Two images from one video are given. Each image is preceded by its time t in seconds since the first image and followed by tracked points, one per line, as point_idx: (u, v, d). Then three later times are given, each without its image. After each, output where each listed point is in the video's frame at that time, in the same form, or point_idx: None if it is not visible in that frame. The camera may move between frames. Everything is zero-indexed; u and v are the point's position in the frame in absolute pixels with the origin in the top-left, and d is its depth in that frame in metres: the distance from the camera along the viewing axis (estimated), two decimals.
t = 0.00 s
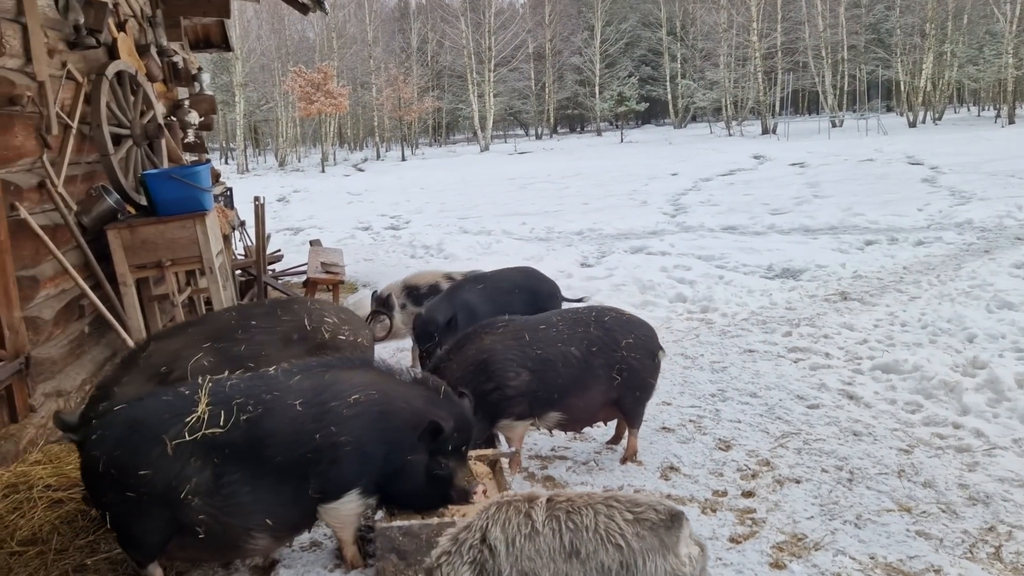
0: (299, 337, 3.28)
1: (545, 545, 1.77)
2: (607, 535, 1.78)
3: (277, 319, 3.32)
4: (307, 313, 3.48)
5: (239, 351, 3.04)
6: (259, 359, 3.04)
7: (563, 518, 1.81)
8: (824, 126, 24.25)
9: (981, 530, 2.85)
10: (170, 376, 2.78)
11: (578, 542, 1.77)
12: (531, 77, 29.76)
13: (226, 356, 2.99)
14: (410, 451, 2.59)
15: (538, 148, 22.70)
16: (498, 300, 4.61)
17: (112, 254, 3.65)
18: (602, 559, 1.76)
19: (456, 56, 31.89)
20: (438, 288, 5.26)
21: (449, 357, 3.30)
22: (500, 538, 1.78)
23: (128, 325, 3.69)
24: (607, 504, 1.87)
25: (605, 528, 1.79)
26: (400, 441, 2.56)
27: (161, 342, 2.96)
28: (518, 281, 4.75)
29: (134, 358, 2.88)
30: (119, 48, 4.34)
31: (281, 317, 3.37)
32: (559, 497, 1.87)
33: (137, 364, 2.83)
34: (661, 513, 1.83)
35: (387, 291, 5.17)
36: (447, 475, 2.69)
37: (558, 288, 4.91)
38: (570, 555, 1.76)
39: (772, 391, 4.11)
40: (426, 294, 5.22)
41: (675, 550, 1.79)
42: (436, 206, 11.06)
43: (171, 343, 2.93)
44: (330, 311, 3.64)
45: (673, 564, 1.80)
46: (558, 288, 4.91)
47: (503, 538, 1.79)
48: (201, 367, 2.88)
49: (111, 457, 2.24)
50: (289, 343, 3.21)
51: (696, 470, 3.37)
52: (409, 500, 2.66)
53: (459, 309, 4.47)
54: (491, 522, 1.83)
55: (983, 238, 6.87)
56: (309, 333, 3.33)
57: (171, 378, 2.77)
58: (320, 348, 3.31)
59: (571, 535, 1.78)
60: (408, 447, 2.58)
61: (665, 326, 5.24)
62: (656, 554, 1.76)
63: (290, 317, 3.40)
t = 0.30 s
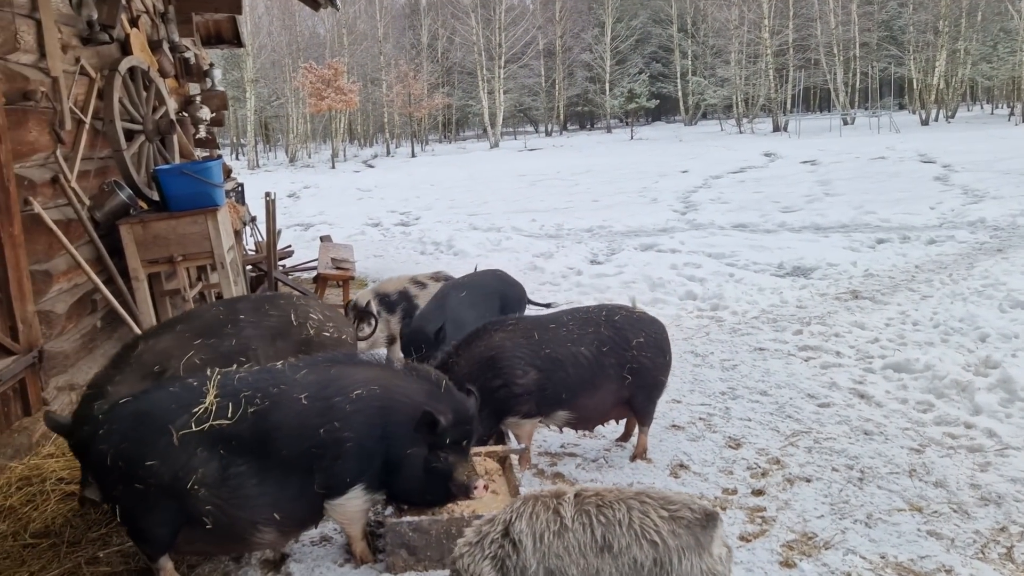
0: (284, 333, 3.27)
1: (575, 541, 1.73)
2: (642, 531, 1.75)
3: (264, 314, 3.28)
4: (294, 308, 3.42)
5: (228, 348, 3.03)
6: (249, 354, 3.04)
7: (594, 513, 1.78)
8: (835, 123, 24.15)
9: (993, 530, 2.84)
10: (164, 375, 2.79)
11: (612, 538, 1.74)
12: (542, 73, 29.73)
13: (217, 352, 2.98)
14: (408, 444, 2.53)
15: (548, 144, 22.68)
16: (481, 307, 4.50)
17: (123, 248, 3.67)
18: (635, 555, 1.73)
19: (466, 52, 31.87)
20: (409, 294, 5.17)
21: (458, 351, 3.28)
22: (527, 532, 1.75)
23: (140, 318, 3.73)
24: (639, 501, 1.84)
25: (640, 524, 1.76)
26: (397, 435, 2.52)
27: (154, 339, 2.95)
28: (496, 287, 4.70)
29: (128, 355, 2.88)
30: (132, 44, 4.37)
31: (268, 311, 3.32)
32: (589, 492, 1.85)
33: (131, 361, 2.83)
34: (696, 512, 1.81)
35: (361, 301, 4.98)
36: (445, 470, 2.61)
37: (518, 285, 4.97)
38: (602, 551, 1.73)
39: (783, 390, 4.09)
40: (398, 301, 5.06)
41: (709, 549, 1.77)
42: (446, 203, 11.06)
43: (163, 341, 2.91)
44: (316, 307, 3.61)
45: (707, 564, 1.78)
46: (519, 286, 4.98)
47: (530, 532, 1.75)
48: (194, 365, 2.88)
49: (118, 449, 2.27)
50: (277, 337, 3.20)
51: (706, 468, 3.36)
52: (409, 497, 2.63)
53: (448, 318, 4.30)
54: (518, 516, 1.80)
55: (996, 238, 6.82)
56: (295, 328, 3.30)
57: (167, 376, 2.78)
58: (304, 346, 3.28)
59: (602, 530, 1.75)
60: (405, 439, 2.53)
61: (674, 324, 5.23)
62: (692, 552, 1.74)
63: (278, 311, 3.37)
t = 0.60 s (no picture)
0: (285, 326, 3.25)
1: (597, 547, 1.73)
2: (669, 538, 1.74)
3: (264, 309, 3.25)
4: (292, 303, 3.38)
5: (233, 343, 3.03)
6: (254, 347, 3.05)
7: (618, 519, 1.77)
8: (847, 120, 24.00)
9: (1006, 530, 2.82)
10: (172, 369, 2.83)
11: (635, 545, 1.73)
12: (552, 70, 29.66)
13: (223, 346, 2.99)
14: (416, 439, 2.52)
15: (558, 141, 22.63)
16: (474, 314, 4.39)
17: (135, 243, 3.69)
18: (661, 562, 1.72)
19: (476, 48, 31.81)
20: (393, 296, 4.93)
21: (473, 345, 3.30)
22: (548, 534, 1.75)
23: (152, 313, 3.75)
24: (666, 505, 1.83)
25: (666, 532, 1.75)
26: (405, 431, 2.50)
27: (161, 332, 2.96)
28: (486, 294, 4.62)
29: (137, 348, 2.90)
30: (144, 39, 4.38)
31: (270, 305, 3.31)
32: (613, 495, 1.83)
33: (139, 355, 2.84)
34: (725, 518, 1.78)
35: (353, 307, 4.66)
36: (450, 468, 2.61)
37: (502, 295, 4.93)
38: (626, 558, 1.72)
39: (795, 387, 4.08)
40: (385, 306, 4.77)
41: (739, 557, 1.75)
42: (456, 199, 11.06)
43: (171, 334, 2.92)
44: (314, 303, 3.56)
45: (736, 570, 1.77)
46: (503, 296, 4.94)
47: (551, 535, 1.75)
48: (201, 359, 2.91)
49: (128, 443, 2.28)
50: (278, 331, 3.19)
51: (717, 465, 3.35)
52: (415, 492, 2.62)
53: (440, 318, 4.15)
54: (539, 516, 1.80)
55: (1010, 236, 6.77)
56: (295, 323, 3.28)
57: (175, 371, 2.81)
58: (306, 341, 3.24)
59: (626, 537, 1.74)
60: (414, 435, 2.52)
61: (685, 322, 5.22)
62: (720, 560, 1.73)
63: (279, 305, 3.34)
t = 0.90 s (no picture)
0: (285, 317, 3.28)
1: (611, 547, 1.69)
2: (685, 536, 1.70)
3: (264, 300, 3.29)
4: (289, 293, 3.44)
5: (240, 333, 3.04)
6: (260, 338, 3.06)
7: (633, 519, 1.72)
8: (855, 114, 23.92)
9: (1014, 524, 2.81)
10: (187, 357, 2.83)
11: (651, 544, 1.69)
12: (558, 64, 29.63)
13: (231, 336, 3.00)
14: (420, 433, 2.50)
15: (563, 135, 22.60)
16: (457, 307, 4.24)
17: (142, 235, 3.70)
18: (678, 560, 1.68)
19: (482, 42, 31.75)
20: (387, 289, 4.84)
21: (492, 335, 3.29)
22: (562, 531, 1.71)
23: (159, 304, 3.77)
24: (680, 503, 1.79)
25: (683, 530, 1.71)
26: (409, 423, 2.49)
27: (170, 323, 2.96)
28: (465, 288, 4.49)
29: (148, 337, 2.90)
30: (151, 31, 4.39)
31: (268, 297, 3.33)
32: (627, 495, 1.79)
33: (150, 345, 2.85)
34: (740, 514, 1.76)
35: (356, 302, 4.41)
36: (454, 463, 2.60)
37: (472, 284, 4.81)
38: (642, 558, 1.68)
39: (801, 381, 4.08)
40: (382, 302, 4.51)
41: (755, 552, 1.73)
42: (462, 192, 11.07)
43: (181, 325, 2.93)
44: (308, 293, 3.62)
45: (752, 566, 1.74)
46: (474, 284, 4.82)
47: (565, 532, 1.71)
48: (214, 348, 2.90)
49: (137, 434, 2.29)
50: (278, 323, 3.21)
51: (723, 459, 3.35)
52: (418, 485, 2.61)
53: (429, 317, 3.97)
54: (552, 513, 1.76)
55: (1018, 231, 6.74)
56: (293, 313, 3.31)
57: (188, 359, 2.82)
58: (304, 331, 3.29)
59: (641, 537, 1.70)
60: (418, 428, 2.50)
61: (691, 315, 5.21)
62: (737, 556, 1.70)
63: (277, 296, 3.38)
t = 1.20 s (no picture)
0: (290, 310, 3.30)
1: (606, 542, 1.69)
2: (679, 532, 1.71)
3: (269, 293, 3.30)
4: (292, 286, 3.46)
5: (249, 327, 3.05)
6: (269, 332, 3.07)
7: (628, 517, 1.73)
8: (867, 110, 23.76)
9: None
10: (200, 350, 2.85)
11: (645, 541, 1.69)
12: (568, 59, 29.57)
13: (242, 330, 3.01)
14: (424, 428, 2.48)
15: (573, 130, 22.54)
16: (449, 305, 4.21)
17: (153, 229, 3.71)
18: (672, 556, 1.68)
19: (492, 37, 31.69)
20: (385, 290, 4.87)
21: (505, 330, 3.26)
22: (557, 527, 1.72)
23: (169, 298, 3.79)
24: (674, 500, 1.79)
25: (676, 526, 1.72)
26: (415, 419, 2.47)
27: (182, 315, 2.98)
28: (453, 287, 4.46)
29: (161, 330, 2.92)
30: (163, 25, 4.40)
31: (272, 289, 3.35)
32: (623, 492, 1.80)
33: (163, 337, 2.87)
34: (734, 508, 1.76)
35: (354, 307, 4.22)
36: (458, 458, 2.56)
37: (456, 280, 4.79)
38: (636, 555, 1.69)
39: (812, 378, 4.06)
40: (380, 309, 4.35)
41: (750, 546, 1.73)
42: (471, 188, 11.06)
43: (194, 318, 2.94)
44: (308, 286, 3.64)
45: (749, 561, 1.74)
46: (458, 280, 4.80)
47: (560, 527, 1.72)
48: (226, 341, 2.92)
49: (148, 426, 2.30)
50: (283, 315, 3.22)
51: (733, 456, 3.34)
52: (423, 481, 2.58)
53: (430, 320, 3.90)
54: (549, 509, 1.77)
55: None
56: (297, 306, 3.33)
57: (202, 352, 2.83)
58: (306, 324, 3.32)
59: (636, 535, 1.71)
60: (422, 424, 2.48)
61: (700, 312, 5.19)
62: (732, 550, 1.70)
63: (281, 289, 3.40)
